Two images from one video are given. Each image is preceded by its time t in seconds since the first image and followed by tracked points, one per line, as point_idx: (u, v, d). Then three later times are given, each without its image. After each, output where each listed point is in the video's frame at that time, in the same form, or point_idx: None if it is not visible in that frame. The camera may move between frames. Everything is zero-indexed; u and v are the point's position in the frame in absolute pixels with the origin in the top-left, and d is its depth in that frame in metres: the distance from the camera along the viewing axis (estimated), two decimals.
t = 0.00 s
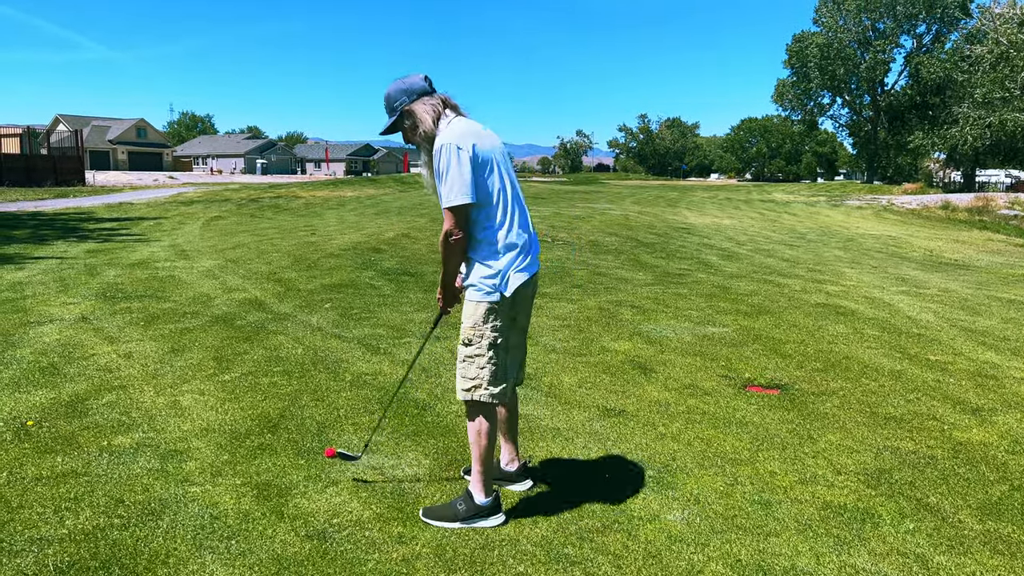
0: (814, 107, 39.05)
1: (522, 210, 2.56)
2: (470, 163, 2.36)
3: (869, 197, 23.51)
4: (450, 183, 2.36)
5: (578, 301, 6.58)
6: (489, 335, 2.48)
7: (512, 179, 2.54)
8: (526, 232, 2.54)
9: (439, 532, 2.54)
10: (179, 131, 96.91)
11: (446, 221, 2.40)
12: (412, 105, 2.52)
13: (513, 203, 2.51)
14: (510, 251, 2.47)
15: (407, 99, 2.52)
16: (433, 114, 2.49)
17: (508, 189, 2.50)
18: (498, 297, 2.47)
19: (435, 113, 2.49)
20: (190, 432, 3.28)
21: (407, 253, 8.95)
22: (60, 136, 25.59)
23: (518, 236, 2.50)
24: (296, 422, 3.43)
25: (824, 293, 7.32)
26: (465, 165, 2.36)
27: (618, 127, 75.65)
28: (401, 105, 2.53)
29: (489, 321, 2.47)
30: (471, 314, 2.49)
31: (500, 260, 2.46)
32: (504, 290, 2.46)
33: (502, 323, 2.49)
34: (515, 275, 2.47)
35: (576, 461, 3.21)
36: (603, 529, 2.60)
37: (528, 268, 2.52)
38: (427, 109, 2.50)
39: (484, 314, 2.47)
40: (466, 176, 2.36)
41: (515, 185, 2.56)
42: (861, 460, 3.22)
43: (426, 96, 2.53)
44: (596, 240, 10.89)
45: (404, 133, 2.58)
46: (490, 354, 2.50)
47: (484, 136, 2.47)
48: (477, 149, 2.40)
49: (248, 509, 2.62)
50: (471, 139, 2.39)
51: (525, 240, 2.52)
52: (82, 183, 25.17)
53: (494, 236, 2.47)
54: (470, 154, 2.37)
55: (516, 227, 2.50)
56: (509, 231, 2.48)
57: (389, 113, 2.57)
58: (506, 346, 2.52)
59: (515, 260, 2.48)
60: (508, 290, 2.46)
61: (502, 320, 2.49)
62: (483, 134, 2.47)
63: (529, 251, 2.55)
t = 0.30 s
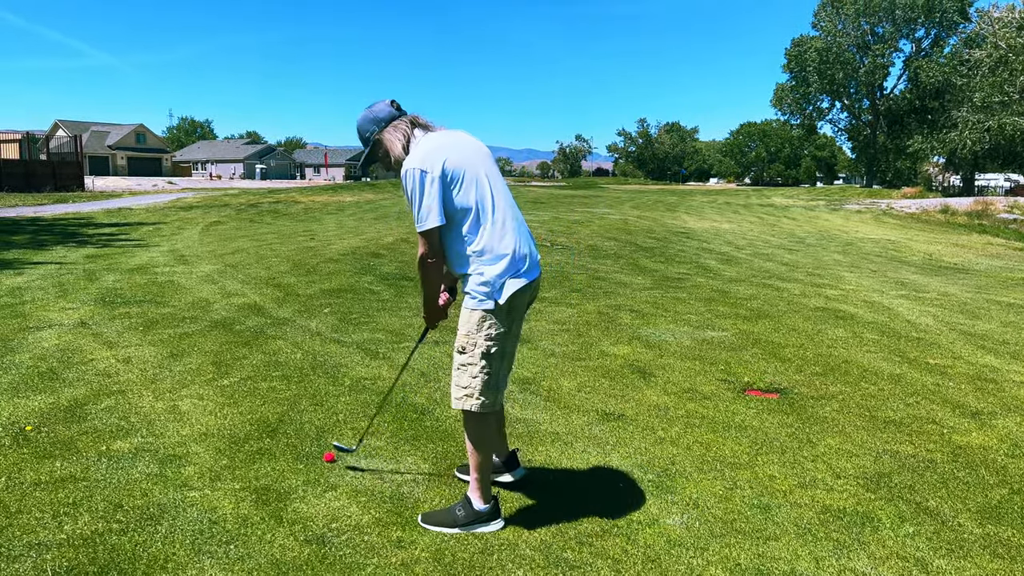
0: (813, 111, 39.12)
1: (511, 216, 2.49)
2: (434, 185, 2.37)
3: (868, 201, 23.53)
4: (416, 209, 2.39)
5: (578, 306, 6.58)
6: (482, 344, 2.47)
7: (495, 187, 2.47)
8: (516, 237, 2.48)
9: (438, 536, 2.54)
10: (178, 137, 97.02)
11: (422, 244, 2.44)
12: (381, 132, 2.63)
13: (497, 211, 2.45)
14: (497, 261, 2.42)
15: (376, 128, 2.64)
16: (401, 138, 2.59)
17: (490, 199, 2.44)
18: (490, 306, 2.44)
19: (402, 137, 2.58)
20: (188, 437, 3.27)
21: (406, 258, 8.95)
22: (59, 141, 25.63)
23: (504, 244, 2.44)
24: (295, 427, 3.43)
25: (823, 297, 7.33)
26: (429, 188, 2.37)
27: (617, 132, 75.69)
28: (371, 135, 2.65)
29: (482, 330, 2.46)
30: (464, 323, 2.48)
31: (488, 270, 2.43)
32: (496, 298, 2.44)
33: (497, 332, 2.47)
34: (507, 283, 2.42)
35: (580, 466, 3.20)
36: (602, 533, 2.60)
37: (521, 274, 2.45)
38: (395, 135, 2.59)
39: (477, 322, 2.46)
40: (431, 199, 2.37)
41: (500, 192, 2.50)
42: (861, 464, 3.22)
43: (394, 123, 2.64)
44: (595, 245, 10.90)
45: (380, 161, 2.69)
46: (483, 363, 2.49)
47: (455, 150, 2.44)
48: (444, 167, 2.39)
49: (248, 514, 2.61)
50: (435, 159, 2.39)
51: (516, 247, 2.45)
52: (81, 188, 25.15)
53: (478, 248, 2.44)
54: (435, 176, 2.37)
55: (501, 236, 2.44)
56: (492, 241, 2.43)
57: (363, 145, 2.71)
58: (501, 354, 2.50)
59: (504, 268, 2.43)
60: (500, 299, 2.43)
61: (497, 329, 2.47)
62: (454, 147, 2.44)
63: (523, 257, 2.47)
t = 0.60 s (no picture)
0: (810, 118, 39.28)
1: (502, 227, 2.48)
2: (420, 203, 2.39)
3: (866, 207, 23.60)
4: (405, 228, 2.41)
5: (577, 313, 6.59)
6: (484, 350, 2.46)
7: (484, 200, 2.48)
8: (510, 245, 2.47)
9: (438, 545, 2.53)
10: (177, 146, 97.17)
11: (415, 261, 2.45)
12: (369, 162, 2.63)
13: (488, 222, 2.45)
14: (492, 270, 2.43)
15: (364, 158, 2.65)
16: (387, 165, 2.59)
17: (479, 211, 2.45)
18: (491, 313, 2.44)
19: (389, 165, 2.58)
20: (186, 446, 3.27)
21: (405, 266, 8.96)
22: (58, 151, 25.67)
23: (497, 254, 2.44)
24: (294, 436, 3.42)
25: (822, 304, 7.34)
26: (416, 206, 2.39)
27: (615, 139, 75.89)
28: (361, 165, 2.66)
29: (484, 336, 2.46)
30: (466, 330, 2.48)
31: (484, 279, 2.43)
32: (496, 304, 2.43)
33: (498, 338, 2.47)
34: (504, 290, 2.42)
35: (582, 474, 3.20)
36: (602, 542, 2.59)
37: (518, 281, 2.45)
38: (382, 163, 2.59)
39: (479, 328, 2.46)
40: (419, 217, 2.39)
41: (491, 203, 2.50)
42: (861, 471, 3.22)
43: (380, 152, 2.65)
44: (594, 252, 10.91)
45: (370, 191, 2.67)
46: (486, 369, 2.48)
47: (441, 169, 2.46)
48: (430, 185, 2.40)
49: (247, 524, 2.61)
50: (421, 178, 2.41)
51: (510, 255, 2.45)
52: (79, 198, 25.18)
53: (472, 259, 2.44)
54: (421, 194, 2.38)
55: (493, 246, 2.44)
56: (485, 251, 2.43)
57: (353, 177, 2.70)
58: (504, 360, 2.49)
59: (499, 277, 2.43)
60: (500, 304, 2.42)
61: (499, 334, 2.46)
62: (436, 165, 2.46)
63: (518, 264, 2.46)
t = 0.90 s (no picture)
0: (807, 123, 39.42)
1: (498, 234, 2.50)
2: (416, 212, 2.41)
3: (864, 212, 23.64)
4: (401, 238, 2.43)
5: (576, 320, 6.59)
6: (481, 352, 2.47)
7: (478, 209, 2.50)
8: (506, 251, 2.48)
9: (438, 553, 2.53)
10: (176, 156, 97.44)
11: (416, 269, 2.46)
12: (369, 182, 2.64)
13: (483, 229, 2.47)
14: (491, 273, 2.43)
15: (364, 178, 2.65)
16: (387, 184, 2.60)
17: (474, 218, 2.46)
18: (489, 316, 2.44)
19: (390, 183, 2.59)
20: (186, 456, 3.26)
21: (404, 274, 8.96)
22: (58, 162, 25.70)
23: (494, 259, 2.44)
24: (294, 445, 3.42)
25: (821, 309, 7.34)
26: (412, 216, 2.41)
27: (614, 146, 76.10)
28: (361, 185, 2.67)
29: (482, 339, 2.46)
30: (464, 331, 2.48)
31: (483, 284, 2.44)
32: (495, 308, 2.44)
33: (496, 341, 2.48)
34: (502, 294, 2.43)
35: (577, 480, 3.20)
36: (604, 549, 2.58)
37: (515, 286, 2.46)
38: (382, 182, 2.61)
39: (478, 331, 2.45)
40: (415, 225, 2.41)
41: (485, 212, 2.52)
42: (862, 476, 3.21)
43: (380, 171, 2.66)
44: (593, 259, 10.93)
45: (371, 211, 2.69)
46: (482, 370, 2.49)
47: (434, 181, 2.49)
48: (425, 194, 2.44)
49: (247, 534, 2.60)
50: (415, 189, 2.45)
51: (507, 260, 2.46)
52: (79, 209, 25.20)
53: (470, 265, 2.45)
54: (417, 204, 2.41)
55: (490, 251, 2.45)
56: (481, 257, 2.44)
57: (355, 198, 2.71)
58: (499, 362, 2.51)
59: (497, 280, 2.43)
60: (500, 308, 2.43)
61: (496, 337, 2.47)
62: (431, 178, 2.50)
63: (515, 268, 2.47)
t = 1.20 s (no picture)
0: (804, 128, 39.55)
1: (488, 236, 2.51)
2: (405, 219, 2.42)
3: (862, 217, 23.70)
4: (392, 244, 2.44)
5: (575, 326, 6.59)
6: (470, 352, 2.47)
7: (467, 213, 2.52)
8: (496, 252, 2.49)
9: (437, 561, 2.52)
10: (174, 164, 97.56)
11: (409, 275, 2.46)
12: (363, 195, 2.65)
13: (473, 231, 2.47)
14: (484, 276, 2.44)
15: (358, 192, 2.68)
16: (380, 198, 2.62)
17: (463, 222, 2.47)
18: (480, 316, 2.44)
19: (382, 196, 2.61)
20: (185, 465, 3.25)
21: (402, 281, 8.97)
22: (55, 172, 25.69)
23: (486, 260, 2.45)
24: (292, 454, 3.41)
25: (819, 313, 7.36)
26: (401, 222, 2.42)
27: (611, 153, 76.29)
28: (355, 199, 2.69)
29: (471, 339, 2.46)
30: (453, 331, 2.48)
31: (475, 285, 2.44)
32: (485, 308, 2.44)
33: (485, 341, 2.47)
34: (493, 296, 2.43)
35: (570, 486, 3.18)
36: (604, 555, 2.58)
37: (507, 286, 2.46)
38: (376, 195, 2.62)
39: (467, 331, 2.45)
40: (405, 231, 2.42)
41: (475, 216, 2.54)
42: (861, 480, 3.21)
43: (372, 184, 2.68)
44: (591, 265, 10.94)
45: (365, 224, 2.70)
46: (471, 370, 2.48)
47: (421, 189, 2.51)
48: (412, 201, 2.45)
49: (246, 542, 2.59)
50: (403, 198, 2.46)
51: (498, 261, 2.47)
52: (76, 218, 25.16)
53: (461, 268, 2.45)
54: (405, 211, 2.42)
55: (481, 253, 2.45)
56: (473, 259, 2.44)
57: (350, 211, 2.73)
58: (488, 363, 2.50)
59: (489, 282, 2.44)
60: (490, 309, 2.43)
61: (485, 338, 2.47)
62: (419, 186, 2.52)
63: (507, 271, 2.48)
